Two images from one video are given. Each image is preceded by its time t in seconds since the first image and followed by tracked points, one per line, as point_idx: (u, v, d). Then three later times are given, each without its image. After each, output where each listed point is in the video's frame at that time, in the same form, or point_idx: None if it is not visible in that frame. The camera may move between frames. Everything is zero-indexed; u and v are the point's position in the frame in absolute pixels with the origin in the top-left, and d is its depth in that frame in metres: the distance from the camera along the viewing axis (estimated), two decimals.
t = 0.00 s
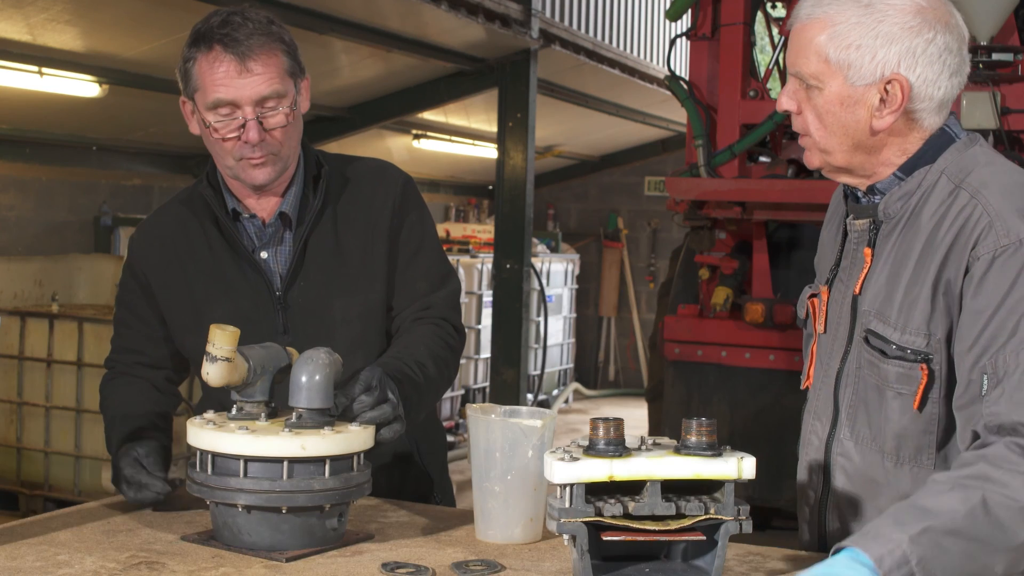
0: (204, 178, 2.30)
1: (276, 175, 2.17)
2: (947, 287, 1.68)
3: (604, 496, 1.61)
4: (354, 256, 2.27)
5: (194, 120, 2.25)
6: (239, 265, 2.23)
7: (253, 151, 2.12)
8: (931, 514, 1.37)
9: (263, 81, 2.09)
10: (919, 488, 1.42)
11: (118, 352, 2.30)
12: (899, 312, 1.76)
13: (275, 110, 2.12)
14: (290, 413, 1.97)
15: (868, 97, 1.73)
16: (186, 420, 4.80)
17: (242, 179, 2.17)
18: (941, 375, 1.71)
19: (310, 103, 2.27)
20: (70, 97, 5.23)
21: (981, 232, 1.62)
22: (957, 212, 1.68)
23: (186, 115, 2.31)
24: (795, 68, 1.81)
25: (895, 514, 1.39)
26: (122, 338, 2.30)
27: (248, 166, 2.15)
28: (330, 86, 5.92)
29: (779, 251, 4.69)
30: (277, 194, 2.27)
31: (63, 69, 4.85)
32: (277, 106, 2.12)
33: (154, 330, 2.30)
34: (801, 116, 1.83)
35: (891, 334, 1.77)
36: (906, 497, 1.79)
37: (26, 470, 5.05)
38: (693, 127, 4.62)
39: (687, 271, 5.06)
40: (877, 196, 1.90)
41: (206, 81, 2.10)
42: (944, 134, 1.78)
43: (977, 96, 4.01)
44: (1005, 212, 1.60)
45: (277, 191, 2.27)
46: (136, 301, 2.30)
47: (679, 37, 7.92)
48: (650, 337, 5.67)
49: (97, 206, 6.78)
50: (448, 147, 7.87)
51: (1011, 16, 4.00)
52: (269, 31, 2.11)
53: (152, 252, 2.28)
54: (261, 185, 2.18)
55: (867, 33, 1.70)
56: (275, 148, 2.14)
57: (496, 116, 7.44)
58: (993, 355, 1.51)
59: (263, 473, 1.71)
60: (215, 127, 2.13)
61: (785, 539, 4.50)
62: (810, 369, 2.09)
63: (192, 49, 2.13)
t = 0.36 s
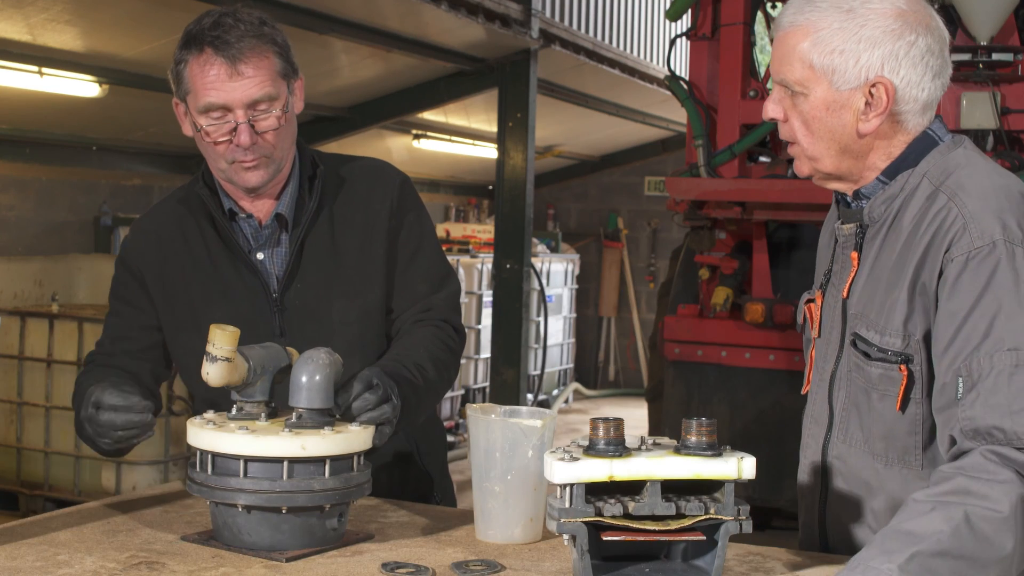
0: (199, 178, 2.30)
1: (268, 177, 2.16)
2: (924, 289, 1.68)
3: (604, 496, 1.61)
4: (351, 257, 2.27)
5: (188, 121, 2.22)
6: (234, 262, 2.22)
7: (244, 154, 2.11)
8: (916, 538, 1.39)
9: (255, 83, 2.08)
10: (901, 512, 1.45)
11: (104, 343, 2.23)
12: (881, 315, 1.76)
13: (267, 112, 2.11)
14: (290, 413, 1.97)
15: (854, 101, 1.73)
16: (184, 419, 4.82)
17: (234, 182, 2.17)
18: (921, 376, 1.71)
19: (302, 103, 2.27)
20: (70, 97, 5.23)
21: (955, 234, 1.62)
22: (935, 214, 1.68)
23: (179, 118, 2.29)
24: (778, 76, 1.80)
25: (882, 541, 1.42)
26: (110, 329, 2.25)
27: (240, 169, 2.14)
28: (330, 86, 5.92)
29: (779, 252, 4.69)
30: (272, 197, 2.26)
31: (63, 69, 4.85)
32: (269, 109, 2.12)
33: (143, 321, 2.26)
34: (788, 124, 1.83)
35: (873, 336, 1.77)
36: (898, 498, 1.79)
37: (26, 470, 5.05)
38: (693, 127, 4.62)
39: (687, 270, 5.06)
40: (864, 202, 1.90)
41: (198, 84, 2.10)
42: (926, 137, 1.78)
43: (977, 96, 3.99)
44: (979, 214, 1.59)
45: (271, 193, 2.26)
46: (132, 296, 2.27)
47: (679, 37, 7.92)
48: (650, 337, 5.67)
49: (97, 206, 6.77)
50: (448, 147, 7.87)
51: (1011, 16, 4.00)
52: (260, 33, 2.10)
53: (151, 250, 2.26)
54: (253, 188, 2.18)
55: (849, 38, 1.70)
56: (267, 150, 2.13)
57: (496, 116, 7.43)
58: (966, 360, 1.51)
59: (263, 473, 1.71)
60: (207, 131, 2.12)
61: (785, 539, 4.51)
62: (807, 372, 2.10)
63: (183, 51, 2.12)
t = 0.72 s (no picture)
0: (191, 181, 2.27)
1: (260, 183, 2.13)
2: (937, 290, 1.69)
3: (604, 497, 1.61)
4: (351, 259, 2.27)
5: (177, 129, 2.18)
6: (231, 266, 2.20)
7: (235, 160, 2.07)
8: (918, 540, 1.39)
9: (243, 89, 2.04)
10: (904, 514, 1.45)
11: (106, 331, 2.13)
12: (889, 317, 1.77)
13: (257, 117, 2.08)
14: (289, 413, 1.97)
15: (857, 103, 1.73)
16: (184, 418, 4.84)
17: (227, 189, 2.13)
18: (933, 378, 1.71)
19: (291, 105, 2.24)
20: (70, 97, 5.23)
21: (969, 235, 1.63)
22: (944, 216, 1.69)
23: (167, 123, 2.24)
24: (779, 77, 1.80)
25: (882, 545, 1.41)
26: (109, 319, 2.14)
27: (232, 176, 2.10)
28: (330, 86, 5.92)
29: (779, 251, 4.68)
30: (266, 202, 2.22)
31: (63, 69, 4.85)
32: (258, 114, 2.08)
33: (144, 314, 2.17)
34: (788, 125, 1.82)
35: (882, 339, 1.77)
36: (901, 503, 1.78)
37: (26, 470, 5.06)
38: (693, 127, 4.62)
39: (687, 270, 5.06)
40: (864, 203, 1.91)
41: (185, 91, 2.05)
42: (928, 138, 1.79)
43: (977, 96, 3.99)
44: (992, 215, 1.61)
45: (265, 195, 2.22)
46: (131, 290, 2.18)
47: (679, 37, 7.91)
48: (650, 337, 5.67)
49: (97, 206, 6.77)
50: (448, 148, 7.87)
51: (1011, 16, 3.99)
52: (247, 36, 2.06)
53: (154, 246, 2.19)
54: (246, 194, 2.15)
55: (853, 39, 1.70)
56: (258, 155, 2.09)
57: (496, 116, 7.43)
58: (976, 359, 1.52)
59: (263, 473, 1.71)
60: (197, 138, 2.08)
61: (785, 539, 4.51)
62: (803, 376, 2.09)
63: (170, 57, 2.07)
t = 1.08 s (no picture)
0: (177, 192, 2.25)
1: (249, 192, 2.13)
2: (940, 292, 1.70)
3: (604, 496, 1.61)
4: (343, 263, 2.27)
5: (161, 140, 2.17)
6: (226, 278, 2.16)
7: (223, 171, 2.07)
8: (919, 541, 1.39)
9: (227, 97, 2.03)
10: (904, 514, 1.44)
11: (106, 334, 2.06)
12: (890, 320, 1.77)
13: (242, 125, 2.08)
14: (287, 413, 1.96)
15: (854, 103, 1.73)
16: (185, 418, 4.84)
17: (215, 200, 2.13)
18: (937, 381, 1.71)
19: (275, 108, 2.23)
20: (71, 97, 5.23)
21: (973, 237, 1.64)
22: (946, 219, 1.70)
23: (150, 134, 2.23)
24: (773, 76, 1.79)
25: (884, 544, 1.40)
26: (108, 324, 2.08)
27: (219, 187, 2.10)
28: (330, 86, 5.92)
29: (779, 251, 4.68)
30: (255, 210, 2.22)
31: (63, 69, 4.85)
32: (243, 122, 2.08)
33: (142, 322, 2.11)
34: (782, 124, 1.81)
35: (884, 342, 1.77)
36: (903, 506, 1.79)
37: (26, 470, 5.06)
38: (693, 127, 4.62)
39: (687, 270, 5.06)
40: (857, 203, 1.91)
41: (169, 102, 2.04)
42: (922, 138, 1.81)
43: (977, 96, 4.01)
44: (994, 216, 1.62)
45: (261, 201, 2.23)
46: (127, 298, 2.12)
47: (679, 37, 7.92)
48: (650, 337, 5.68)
49: (97, 206, 6.78)
50: (448, 147, 7.87)
51: (1011, 16, 3.99)
52: (228, 43, 2.06)
53: (150, 256, 2.14)
54: (235, 204, 2.15)
55: (851, 38, 1.70)
56: (245, 164, 2.09)
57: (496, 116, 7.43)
58: (979, 361, 1.53)
59: (263, 473, 1.71)
60: (183, 150, 2.08)
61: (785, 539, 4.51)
62: (788, 379, 2.09)
63: (151, 68, 2.06)
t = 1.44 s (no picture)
0: (168, 197, 2.24)
1: (242, 197, 2.14)
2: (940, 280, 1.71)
3: (604, 497, 1.61)
4: (338, 264, 2.27)
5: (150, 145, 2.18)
6: (218, 280, 2.16)
7: (214, 176, 2.07)
8: (912, 537, 1.38)
9: (217, 102, 2.04)
10: (891, 507, 1.44)
11: (101, 341, 2.05)
12: (890, 311, 1.78)
13: (231, 129, 2.08)
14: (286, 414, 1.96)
15: (843, 99, 1.74)
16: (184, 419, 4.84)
17: (208, 206, 2.13)
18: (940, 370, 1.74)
19: (264, 111, 2.23)
20: (71, 97, 5.23)
21: (972, 224, 1.66)
22: (944, 209, 1.72)
23: (139, 140, 2.23)
24: (760, 75, 1.79)
25: (878, 542, 1.40)
26: (102, 330, 2.06)
27: (212, 193, 2.11)
28: (330, 86, 5.92)
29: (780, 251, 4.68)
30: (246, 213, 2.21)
31: (63, 69, 4.85)
32: (233, 125, 2.08)
33: (136, 328, 2.10)
34: (770, 121, 1.81)
35: (884, 334, 1.78)
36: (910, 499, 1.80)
37: (26, 470, 5.06)
38: (693, 127, 4.63)
39: (687, 270, 5.06)
40: (848, 197, 1.90)
41: (158, 108, 2.04)
42: (910, 134, 1.83)
43: (977, 96, 4.01)
44: (991, 203, 1.64)
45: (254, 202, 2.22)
46: (120, 304, 2.10)
47: (679, 37, 7.91)
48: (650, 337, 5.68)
49: (97, 206, 6.78)
50: (448, 147, 7.87)
51: (1012, 16, 3.99)
52: (216, 46, 2.06)
53: (144, 261, 2.12)
54: (227, 209, 2.15)
55: (839, 35, 1.71)
56: (236, 169, 2.10)
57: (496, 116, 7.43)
58: (971, 341, 1.55)
59: (263, 473, 1.71)
60: (174, 156, 2.08)
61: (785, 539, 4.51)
62: (772, 378, 2.05)
63: (139, 74, 2.06)
